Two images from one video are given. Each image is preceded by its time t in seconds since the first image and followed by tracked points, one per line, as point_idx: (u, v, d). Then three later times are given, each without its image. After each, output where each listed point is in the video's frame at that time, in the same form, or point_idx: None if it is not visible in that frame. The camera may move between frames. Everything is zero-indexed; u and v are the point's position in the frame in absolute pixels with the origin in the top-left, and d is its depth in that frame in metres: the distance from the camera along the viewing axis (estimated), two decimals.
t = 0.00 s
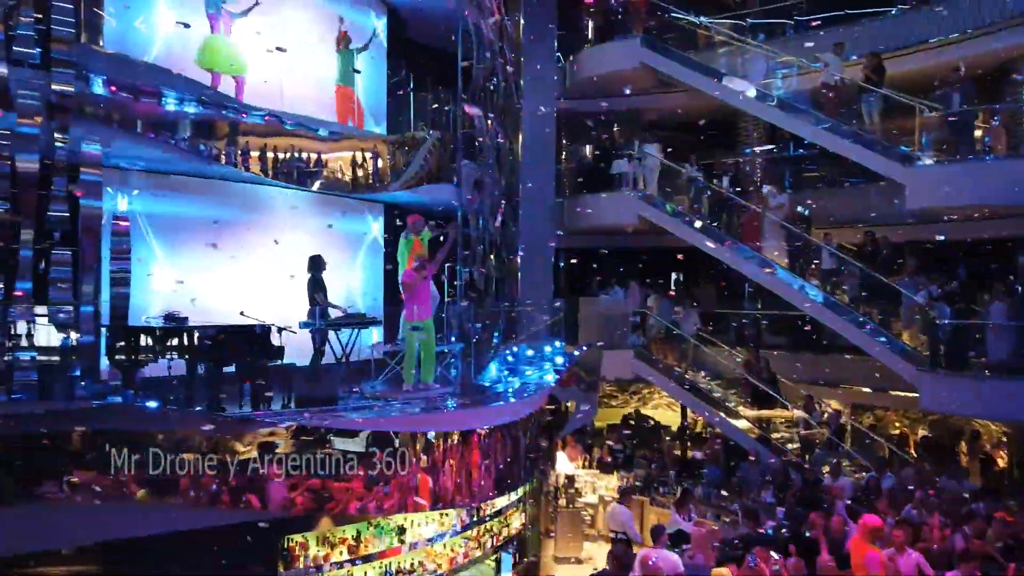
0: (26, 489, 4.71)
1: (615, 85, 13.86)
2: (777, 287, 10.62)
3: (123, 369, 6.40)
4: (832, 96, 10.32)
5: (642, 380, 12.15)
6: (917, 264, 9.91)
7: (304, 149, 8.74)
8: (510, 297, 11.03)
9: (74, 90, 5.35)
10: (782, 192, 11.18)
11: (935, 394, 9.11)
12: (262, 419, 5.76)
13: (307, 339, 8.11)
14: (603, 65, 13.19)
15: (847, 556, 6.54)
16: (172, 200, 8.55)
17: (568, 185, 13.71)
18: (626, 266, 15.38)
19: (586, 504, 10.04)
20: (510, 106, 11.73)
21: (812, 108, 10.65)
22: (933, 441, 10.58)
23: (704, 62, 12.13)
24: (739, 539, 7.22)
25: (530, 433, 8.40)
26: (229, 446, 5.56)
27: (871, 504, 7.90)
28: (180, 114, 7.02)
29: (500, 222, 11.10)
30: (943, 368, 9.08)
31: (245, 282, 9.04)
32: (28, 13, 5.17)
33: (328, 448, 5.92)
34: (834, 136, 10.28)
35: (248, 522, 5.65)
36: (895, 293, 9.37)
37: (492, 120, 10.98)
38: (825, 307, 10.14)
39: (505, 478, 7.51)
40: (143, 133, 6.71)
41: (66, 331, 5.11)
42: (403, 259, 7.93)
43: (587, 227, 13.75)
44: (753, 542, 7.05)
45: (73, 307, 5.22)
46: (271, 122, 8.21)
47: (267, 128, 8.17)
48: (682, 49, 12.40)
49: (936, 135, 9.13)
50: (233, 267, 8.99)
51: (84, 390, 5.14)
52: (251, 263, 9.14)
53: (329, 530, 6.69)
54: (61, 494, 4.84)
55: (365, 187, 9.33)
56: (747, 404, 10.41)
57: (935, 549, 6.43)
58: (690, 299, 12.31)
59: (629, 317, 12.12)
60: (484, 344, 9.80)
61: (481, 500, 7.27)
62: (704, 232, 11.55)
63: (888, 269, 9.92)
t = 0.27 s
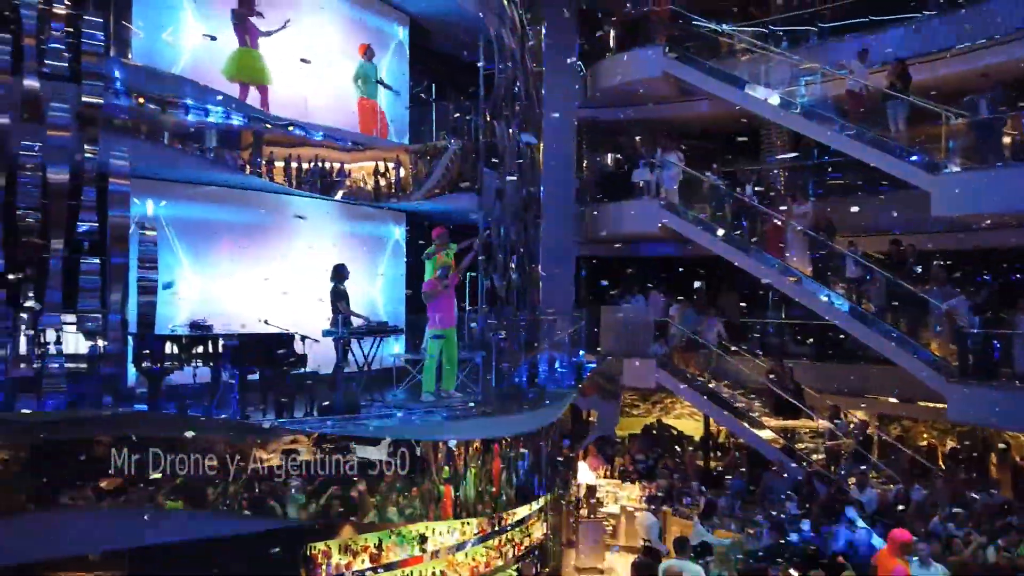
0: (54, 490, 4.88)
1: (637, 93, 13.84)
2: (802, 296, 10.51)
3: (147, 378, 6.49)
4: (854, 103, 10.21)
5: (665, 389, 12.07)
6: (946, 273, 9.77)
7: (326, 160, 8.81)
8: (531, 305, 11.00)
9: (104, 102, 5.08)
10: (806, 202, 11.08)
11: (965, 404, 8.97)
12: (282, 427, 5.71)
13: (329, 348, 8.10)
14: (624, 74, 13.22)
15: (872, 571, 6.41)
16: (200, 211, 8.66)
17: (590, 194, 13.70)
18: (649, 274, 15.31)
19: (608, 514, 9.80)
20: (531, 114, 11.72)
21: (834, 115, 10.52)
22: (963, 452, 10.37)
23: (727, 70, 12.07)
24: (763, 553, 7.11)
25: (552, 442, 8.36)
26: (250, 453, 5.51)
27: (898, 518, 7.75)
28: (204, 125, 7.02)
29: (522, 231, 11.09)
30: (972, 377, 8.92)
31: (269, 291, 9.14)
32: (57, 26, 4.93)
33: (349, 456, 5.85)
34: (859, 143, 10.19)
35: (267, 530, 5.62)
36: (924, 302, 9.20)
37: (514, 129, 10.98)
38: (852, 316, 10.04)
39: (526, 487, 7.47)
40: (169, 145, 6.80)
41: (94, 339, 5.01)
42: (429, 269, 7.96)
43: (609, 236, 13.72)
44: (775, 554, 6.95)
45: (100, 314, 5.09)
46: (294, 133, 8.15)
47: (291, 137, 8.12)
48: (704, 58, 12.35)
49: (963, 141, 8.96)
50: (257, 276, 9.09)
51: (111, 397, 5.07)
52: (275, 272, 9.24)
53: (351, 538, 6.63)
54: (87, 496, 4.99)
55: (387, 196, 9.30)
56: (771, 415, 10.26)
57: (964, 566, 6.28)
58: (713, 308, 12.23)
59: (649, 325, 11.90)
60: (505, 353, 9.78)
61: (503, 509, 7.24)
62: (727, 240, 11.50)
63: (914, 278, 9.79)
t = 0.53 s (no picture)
0: (78, 500, 4.80)
1: (660, 103, 13.83)
2: (828, 306, 10.41)
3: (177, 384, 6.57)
4: (881, 112, 10.10)
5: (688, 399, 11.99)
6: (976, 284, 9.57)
7: (351, 171, 8.93)
8: (554, 314, 10.96)
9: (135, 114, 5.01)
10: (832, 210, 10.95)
11: (997, 417, 8.79)
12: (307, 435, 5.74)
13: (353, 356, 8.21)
14: (648, 84, 13.18)
15: None
16: (224, 223, 8.78)
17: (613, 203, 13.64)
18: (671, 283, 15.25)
19: (631, 525, 9.59)
20: (554, 124, 11.69)
21: (860, 123, 10.43)
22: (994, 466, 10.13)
23: (751, 80, 11.99)
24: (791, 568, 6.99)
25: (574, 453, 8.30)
26: (274, 461, 5.52)
27: (928, 533, 7.61)
28: (233, 137, 7.28)
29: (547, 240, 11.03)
30: (1005, 390, 8.75)
31: (293, 300, 9.27)
32: (90, 40, 4.81)
33: (371, 466, 5.85)
34: (884, 152, 10.09)
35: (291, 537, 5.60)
36: (955, 314, 9.03)
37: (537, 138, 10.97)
38: (879, 328, 9.87)
39: (549, 497, 7.45)
40: (198, 157, 6.89)
41: (122, 348, 4.90)
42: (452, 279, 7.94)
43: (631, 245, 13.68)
44: (801, 570, 6.83)
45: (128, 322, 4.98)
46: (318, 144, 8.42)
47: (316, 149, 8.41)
48: (728, 66, 12.31)
49: (994, 149, 8.80)
50: (282, 285, 9.21)
51: (139, 406, 5.02)
52: (299, 281, 9.37)
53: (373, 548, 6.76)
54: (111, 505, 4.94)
55: (408, 206, 9.56)
56: (796, 427, 10.11)
57: None
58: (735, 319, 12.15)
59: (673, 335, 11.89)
60: (528, 363, 9.74)
61: (525, 519, 7.21)
62: (752, 250, 11.43)
63: (943, 288, 9.63)
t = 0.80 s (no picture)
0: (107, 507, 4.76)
1: (682, 112, 13.79)
2: (852, 316, 10.32)
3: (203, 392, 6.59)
4: (908, 121, 10.04)
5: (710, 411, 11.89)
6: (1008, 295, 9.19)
7: (373, 181, 8.96)
8: (575, 324, 10.90)
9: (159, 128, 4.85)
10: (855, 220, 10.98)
11: None
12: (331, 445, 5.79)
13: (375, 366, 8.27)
14: (669, 93, 13.17)
15: None
16: (249, 235, 9.04)
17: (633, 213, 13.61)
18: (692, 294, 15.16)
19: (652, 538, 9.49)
20: (576, 133, 11.65)
21: (887, 131, 10.39)
22: None
23: (773, 89, 11.96)
24: None
25: (595, 464, 8.25)
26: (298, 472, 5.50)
27: (957, 548, 7.45)
28: (258, 148, 7.29)
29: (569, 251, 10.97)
30: None
31: (314, 311, 9.51)
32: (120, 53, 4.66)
33: (394, 476, 5.91)
34: (910, 161, 9.99)
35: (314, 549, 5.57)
36: (982, 326, 8.79)
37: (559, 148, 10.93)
38: (906, 338, 9.74)
39: (571, 509, 7.39)
40: (224, 169, 6.90)
41: (147, 358, 4.63)
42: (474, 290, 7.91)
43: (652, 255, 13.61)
44: None
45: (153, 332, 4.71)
46: (341, 155, 8.40)
47: (338, 160, 8.42)
48: (750, 75, 12.26)
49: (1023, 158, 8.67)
50: (303, 297, 9.45)
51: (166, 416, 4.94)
52: (321, 292, 9.61)
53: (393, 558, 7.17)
54: (140, 512, 4.93)
55: (431, 217, 9.56)
56: (822, 438, 10.04)
57: None
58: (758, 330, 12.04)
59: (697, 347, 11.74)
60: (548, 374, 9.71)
61: (547, 532, 7.14)
62: (776, 259, 11.34)
63: (971, 298, 9.46)
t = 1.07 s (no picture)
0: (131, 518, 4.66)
1: (703, 123, 13.76)
2: (875, 327, 10.21)
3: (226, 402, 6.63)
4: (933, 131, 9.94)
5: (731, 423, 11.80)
6: None
7: (394, 194, 8.99)
8: (596, 335, 10.84)
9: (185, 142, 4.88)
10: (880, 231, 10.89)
11: None
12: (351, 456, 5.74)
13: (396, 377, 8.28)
14: (689, 103, 13.14)
15: None
16: (273, 247, 9.10)
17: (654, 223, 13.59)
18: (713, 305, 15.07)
19: (674, 551, 9.31)
20: (597, 144, 11.63)
21: (911, 140, 10.29)
22: None
23: (795, 98, 11.89)
24: None
25: (616, 476, 8.21)
26: (319, 482, 5.50)
27: (986, 565, 7.31)
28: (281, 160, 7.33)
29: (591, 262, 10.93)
30: None
31: (337, 322, 9.60)
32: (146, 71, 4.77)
33: (414, 488, 5.88)
34: (935, 171, 9.88)
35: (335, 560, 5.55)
36: (1010, 337, 8.61)
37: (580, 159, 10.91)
38: (932, 351, 9.60)
39: (591, 522, 7.34)
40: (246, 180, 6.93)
41: (171, 367, 4.57)
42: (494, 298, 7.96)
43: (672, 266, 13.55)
44: None
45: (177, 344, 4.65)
46: (363, 167, 8.43)
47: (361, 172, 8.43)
48: (772, 85, 12.21)
49: None
50: (326, 308, 9.53)
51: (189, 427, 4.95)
52: (343, 303, 9.68)
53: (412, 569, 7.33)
54: (161, 520, 4.85)
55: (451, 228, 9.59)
56: (846, 452, 9.95)
57: None
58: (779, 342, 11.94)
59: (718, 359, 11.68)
60: (568, 385, 9.69)
61: (567, 545, 7.07)
62: (798, 269, 11.26)
63: (999, 309, 9.31)
